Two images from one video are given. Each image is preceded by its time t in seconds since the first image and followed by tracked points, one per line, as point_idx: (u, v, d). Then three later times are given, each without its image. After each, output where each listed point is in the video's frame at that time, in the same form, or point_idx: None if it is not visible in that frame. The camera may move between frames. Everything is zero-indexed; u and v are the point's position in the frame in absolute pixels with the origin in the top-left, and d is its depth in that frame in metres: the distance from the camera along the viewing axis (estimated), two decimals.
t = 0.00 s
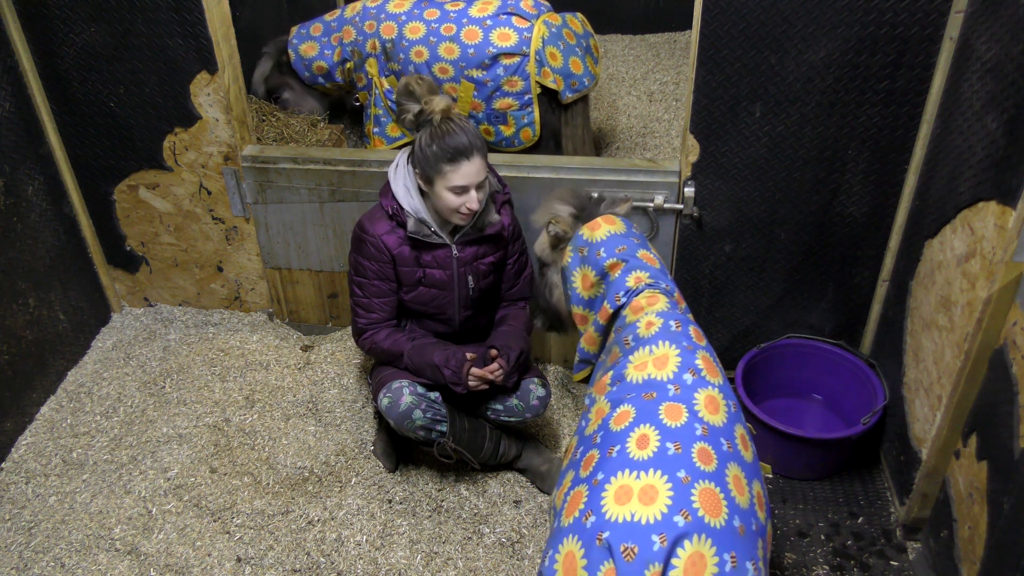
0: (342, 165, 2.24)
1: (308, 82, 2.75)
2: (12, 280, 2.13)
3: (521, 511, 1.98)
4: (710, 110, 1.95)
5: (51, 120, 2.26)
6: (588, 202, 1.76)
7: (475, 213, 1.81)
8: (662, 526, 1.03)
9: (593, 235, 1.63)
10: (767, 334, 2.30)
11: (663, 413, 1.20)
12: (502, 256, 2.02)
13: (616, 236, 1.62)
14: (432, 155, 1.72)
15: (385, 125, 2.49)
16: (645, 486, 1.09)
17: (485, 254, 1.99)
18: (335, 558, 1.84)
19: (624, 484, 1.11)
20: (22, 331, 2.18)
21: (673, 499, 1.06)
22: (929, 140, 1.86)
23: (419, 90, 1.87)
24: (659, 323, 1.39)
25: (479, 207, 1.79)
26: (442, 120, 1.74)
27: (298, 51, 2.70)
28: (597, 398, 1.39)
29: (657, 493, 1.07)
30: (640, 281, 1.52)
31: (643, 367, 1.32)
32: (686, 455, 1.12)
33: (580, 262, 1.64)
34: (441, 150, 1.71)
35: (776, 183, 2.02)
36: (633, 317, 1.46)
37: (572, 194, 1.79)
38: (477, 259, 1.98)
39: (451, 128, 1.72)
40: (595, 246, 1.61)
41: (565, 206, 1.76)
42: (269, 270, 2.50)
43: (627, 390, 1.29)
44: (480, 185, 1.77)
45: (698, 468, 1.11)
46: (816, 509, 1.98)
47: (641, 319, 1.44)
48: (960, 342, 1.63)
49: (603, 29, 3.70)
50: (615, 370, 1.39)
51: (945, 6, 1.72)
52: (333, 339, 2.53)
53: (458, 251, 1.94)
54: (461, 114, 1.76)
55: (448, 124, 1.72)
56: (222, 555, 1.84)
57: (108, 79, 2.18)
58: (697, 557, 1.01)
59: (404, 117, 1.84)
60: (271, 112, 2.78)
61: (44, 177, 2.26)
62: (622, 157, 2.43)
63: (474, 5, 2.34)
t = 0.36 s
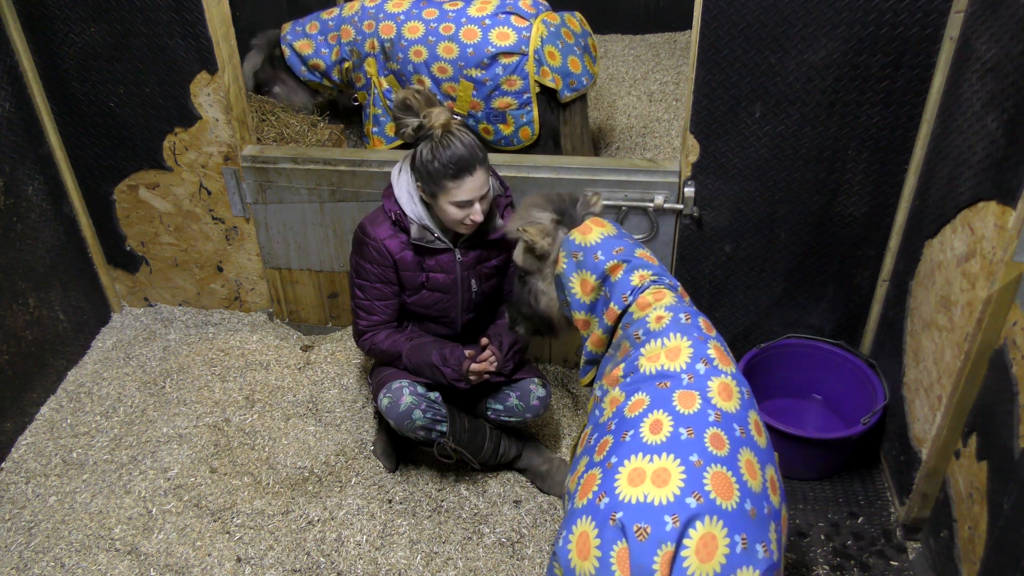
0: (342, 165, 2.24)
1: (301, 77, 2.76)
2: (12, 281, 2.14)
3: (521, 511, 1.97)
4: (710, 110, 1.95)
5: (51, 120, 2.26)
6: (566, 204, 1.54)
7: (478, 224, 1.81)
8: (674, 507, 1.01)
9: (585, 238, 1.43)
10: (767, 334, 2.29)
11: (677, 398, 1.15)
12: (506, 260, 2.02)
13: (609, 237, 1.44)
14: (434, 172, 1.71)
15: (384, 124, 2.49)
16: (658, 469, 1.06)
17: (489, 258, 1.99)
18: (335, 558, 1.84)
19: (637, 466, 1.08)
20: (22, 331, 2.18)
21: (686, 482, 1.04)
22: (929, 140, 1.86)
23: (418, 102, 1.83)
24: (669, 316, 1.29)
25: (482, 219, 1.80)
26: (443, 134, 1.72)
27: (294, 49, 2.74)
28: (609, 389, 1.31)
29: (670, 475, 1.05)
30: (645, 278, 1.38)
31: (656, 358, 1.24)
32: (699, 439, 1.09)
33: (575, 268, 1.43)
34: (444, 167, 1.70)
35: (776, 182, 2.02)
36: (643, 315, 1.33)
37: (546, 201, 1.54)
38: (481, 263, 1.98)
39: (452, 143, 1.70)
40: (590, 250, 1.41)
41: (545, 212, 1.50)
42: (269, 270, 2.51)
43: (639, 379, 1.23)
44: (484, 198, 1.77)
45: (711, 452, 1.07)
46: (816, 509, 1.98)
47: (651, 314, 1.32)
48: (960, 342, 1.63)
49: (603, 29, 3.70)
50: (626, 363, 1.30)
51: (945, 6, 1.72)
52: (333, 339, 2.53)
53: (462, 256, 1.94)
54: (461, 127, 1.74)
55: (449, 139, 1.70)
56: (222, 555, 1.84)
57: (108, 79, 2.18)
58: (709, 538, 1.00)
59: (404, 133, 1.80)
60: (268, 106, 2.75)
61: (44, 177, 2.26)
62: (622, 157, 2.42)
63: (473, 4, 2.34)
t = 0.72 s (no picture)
0: (342, 165, 2.24)
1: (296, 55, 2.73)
2: (12, 280, 2.14)
3: (521, 511, 1.98)
4: (710, 110, 1.95)
5: (51, 120, 2.26)
6: (545, 204, 1.50)
7: (468, 224, 1.80)
8: (708, 512, 0.99)
9: (565, 237, 1.39)
10: (767, 334, 2.29)
11: (680, 400, 1.12)
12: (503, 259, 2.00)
13: (589, 236, 1.40)
14: (422, 169, 1.72)
15: (383, 123, 2.49)
16: (682, 475, 1.03)
17: (486, 257, 1.97)
18: (335, 558, 1.84)
19: (659, 475, 1.04)
20: (22, 331, 2.18)
21: (712, 486, 1.01)
22: (929, 140, 1.86)
23: (415, 98, 1.79)
24: (654, 316, 1.26)
25: (471, 218, 1.79)
26: (434, 132, 1.73)
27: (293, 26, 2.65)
28: (602, 394, 1.26)
29: (695, 480, 1.02)
30: (627, 278, 1.35)
31: (649, 359, 1.20)
32: (713, 439, 1.06)
33: (555, 268, 1.40)
34: (431, 164, 1.71)
35: (776, 182, 2.02)
36: (624, 315, 1.30)
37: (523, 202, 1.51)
38: (479, 262, 1.97)
39: (441, 140, 1.71)
40: (570, 249, 1.38)
41: (522, 212, 1.48)
42: (269, 270, 2.51)
43: (635, 382, 1.19)
44: (472, 198, 1.76)
45: (728, 450, 1.05)
46: (816, 509, 1.98)
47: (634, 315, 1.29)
48: (960, 342, 1.63)
49: (603, 29, 3.70)
50: (617, 366, 1.25)
51: (945, 6, 1.72)
52: (333, 339, 2.53)
53: (460, 256, 1.94)
54: (453, 125, 1.75)
55: (439, 137, 1.72)
56: (222, 555, 1.84)
57: (108, 78, 2.18)
58: (747, 538, 0.98)
59: (399, 127, 1.79)
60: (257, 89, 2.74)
61: (44, 177, 2.26)
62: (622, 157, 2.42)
63: (473, 5, 2.34)
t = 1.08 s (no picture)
0: (342, 165, 2.24)
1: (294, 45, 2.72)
2: (12, 280, 2.14)
3: (521, 511, 1.97)
4: (710, 110, 1.95)
5: (51, 120, 2.26)
6: (524, 213, 1.50)
7: (456, 225, 1.80)
8: (780, 527, 0.94)
9: (549, 250, 1.39)
10: (767, 334, 2.29)
11: (708, 415, 1.09)
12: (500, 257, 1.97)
13: (574, 248, 1.39)
14: (407, 171, 1.72)
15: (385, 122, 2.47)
16: (740, 493, 0.99)
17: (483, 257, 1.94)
18: (335, 558, 1.84)
19: (717, 498, 1.00)
20: (22, 331, 2.18)
21: (774, 498, 0.98)
22: (929, 140, 1.86)
23: (404, 100, 1.89)
24: (655, 328, 1.25)
25: (458, 220, 1.78)
26: (420, 134, 1.73)
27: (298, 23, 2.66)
28: (616, 418, 1.21)
29: (755, 496, 0.98)
30: (619, 290, 1.34)
31: (661, 375, 1.18)
32: (755, 449, 1.04)
33: (541, 282, 1.39)
34: (416, 167, 1.71)
35: (776, 182, 2.02)
36: (621, 329, 1.28)
37: (502, 211, 1.50)
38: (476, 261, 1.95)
39: (426, 142, 1.71)
40: (555, 263, 1.37)
41: (501, 223, 1.46)
42: (269, 270, 2.51)
43: (654, 401, 1.15)
44: (458, 200, 1.75)
45: (773, 458, 1.03)
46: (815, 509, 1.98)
47: (632, 328, 1.27)
48: (960, 342, 1.63)
49: (604, 29, 3.70)
50: (627, 386, 1.21)
51: (945, 6, 1.72)
52: (333, 339, 2.53)
53: (457, 255, 1.92)
54: (439, 126, 1.74)
55: (424, 139, 1.71)
56: (222, 555, 1.84)
57: (107, 78, 2.18)
58: (822, 545, 0.94)
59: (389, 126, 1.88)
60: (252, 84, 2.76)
61: (44, 177, 2.26)
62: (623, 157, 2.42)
63: (474, 5, 2.33)
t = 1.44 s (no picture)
0: (342, 165, 2.24)
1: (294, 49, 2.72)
2: (12, 280, 2.14)
3: (521, 511, 1.97)
4: (710, 110, 1.95)
5: (51, 120, 2.26)
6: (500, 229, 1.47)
7: (450, 218, 1.81)
8: (814, 532, 0.96)
9: (535, 266, 1.37)
10: (767, 334, 2.29)
11: (722, 423, 1.10)
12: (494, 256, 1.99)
13: (561, 260, 1.38)
14: (401, 161, 1.74)
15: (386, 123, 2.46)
16: (769, 500, 1.00)
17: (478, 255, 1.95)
18: (335, 558, 1.84)
19: (746, 507, 1.00)
20: (22, 331, 2.18)
21: (803, 503, 0.99)
22: (929, 140, 1.86)
23: (396, 91, 1.85)
24: (654, 338, 1.26)
25: (453, 212, 1.80)
26: (414, 125, 1.76)
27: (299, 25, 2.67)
28: (623, 431, 1.20)
29: (785, 502, 0.99)
30: (612, 301, 1.34)
31: (666, 385, 1.18)
32: (775, 453, 1.06)
33: (530, 299, 1.37)
34: (410, 156, 1.73)
35: (776, 182, 2.02)
36: (619, 341, 1.29)
37: (479, 229, 1.46)
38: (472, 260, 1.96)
39: (420, 133, 1.73)
40: (544, 278, 1.35)
41: (481, 243, 1.43)
42: (269, 270, 2.51)
43: (663, 412, 1.16)
44: (452, 190, 1.77)
45: (794, 462, 1.05)
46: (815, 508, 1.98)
47: (630, 339, 1.28)
48: (961, 342, 1.63)
49: (604, 29, 3.70)
50: (631, 398, 1.21)
51: (945, 6, 1.72)
52: (333, 339, 2.53)
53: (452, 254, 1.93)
54: (433, 119, 1.77)
55: (417, 129, 1.74)
56: (222, 555, 1.84)
57: (107, 78, 2.18)
58: (856, 546, 0.96)
59: (383, 120, 1.87)
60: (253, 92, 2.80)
61: (44, 177, 2.26)
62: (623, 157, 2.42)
63: (477, 5, 2.34)
